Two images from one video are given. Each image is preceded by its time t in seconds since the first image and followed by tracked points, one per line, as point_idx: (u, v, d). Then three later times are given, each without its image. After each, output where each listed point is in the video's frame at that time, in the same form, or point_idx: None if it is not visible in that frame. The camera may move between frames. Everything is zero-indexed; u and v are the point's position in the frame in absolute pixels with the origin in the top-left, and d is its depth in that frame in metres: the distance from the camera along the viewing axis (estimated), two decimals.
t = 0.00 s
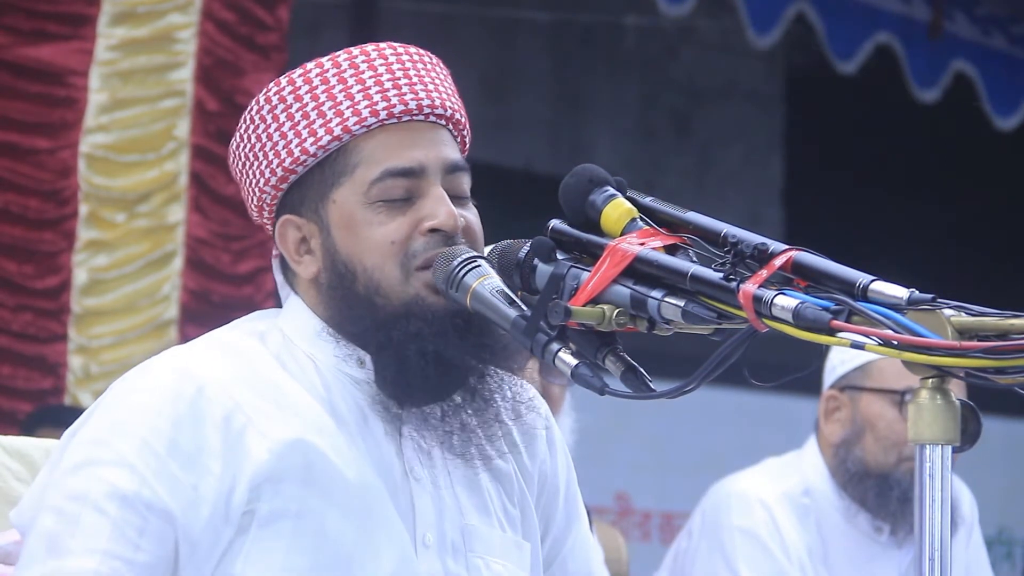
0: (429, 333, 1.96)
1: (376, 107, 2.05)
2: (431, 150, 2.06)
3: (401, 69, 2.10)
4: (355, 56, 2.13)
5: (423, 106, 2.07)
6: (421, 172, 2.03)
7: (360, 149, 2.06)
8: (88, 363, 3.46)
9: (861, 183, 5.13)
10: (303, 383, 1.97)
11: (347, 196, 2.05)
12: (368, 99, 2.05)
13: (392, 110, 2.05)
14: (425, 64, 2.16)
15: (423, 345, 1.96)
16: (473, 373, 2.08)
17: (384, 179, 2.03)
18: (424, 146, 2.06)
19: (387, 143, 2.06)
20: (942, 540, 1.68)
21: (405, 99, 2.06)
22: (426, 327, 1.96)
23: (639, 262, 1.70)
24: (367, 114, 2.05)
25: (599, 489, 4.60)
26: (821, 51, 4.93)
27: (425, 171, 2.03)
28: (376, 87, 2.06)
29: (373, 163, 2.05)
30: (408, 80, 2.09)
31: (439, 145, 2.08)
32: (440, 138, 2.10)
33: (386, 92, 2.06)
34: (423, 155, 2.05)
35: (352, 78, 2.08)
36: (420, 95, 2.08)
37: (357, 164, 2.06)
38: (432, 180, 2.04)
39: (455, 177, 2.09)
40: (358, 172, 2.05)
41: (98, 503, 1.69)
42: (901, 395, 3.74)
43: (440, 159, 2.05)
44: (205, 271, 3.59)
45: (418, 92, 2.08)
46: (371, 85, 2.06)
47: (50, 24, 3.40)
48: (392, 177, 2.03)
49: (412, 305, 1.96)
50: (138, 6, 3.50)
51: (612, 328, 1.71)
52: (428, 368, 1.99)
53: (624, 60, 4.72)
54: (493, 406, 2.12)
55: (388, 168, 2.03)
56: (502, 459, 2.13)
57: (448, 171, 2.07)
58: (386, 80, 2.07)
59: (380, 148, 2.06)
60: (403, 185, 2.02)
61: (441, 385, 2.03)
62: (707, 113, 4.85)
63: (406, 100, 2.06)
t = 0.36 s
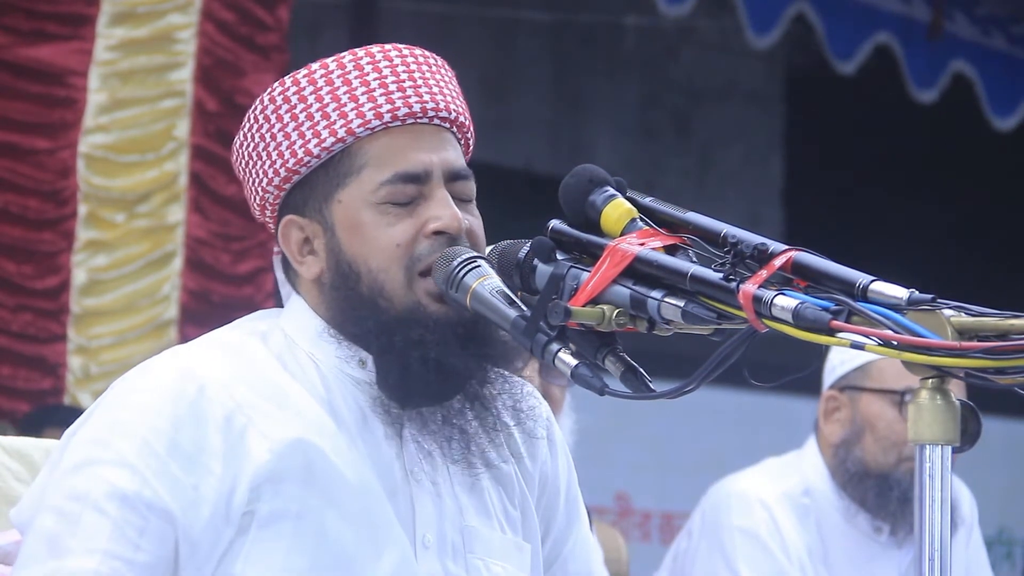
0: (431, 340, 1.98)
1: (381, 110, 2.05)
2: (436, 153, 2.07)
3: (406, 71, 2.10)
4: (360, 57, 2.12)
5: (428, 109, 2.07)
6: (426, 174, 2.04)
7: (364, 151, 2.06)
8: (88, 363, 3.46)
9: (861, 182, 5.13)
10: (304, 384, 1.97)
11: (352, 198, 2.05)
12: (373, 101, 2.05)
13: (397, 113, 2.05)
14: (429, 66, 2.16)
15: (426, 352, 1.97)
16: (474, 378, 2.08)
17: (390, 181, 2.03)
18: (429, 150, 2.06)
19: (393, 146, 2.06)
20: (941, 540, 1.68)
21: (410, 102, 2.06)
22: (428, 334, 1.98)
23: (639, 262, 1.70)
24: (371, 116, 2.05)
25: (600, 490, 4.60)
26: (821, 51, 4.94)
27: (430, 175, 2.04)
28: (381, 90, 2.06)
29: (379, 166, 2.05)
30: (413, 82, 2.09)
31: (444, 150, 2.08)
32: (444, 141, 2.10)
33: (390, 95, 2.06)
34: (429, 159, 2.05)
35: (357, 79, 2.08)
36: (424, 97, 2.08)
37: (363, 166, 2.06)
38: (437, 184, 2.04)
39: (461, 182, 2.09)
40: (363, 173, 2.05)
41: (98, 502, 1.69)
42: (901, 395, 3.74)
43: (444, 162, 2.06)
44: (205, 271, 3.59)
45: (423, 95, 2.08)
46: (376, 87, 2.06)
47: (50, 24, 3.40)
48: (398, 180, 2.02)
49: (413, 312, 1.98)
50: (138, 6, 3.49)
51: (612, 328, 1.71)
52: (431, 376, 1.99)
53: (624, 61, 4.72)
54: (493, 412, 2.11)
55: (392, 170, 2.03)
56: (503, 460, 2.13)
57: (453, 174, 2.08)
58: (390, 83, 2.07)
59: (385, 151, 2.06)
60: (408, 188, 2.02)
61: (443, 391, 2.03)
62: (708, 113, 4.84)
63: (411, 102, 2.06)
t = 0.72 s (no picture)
0: (429, 338, 1.98)
1: (401, 103, 2.06)
2: (451, 151, 2.08)
3: (428, 71, 2.12)
4: (384, 53, 2.13)
5: (447, 109, 2.09)
6: (441, 170, 2.05)
7: (380, 143, 2.07)
8: (88, 363, 3.46)
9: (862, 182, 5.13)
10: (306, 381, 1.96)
11: (364, 187, 2.05)
12: (394, 95, 2.06)
13: (417, 109, 2.06)
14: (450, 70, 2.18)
15: (422, 352, 1.99)
16: (470, 381, 2.06)
17: (405, 171, 2.04)
18: (443, 144, 2.08)
19: (409, 141, 2.07)
20: (942, 540, 1.68)
21: (431, 99, 2.07)
22: (428, 332, 1.98)
23: (639, 262, 1.70)
24: (392, 108, 2.05)
25: (599, 490, 4.60)
26: (821, 51, 4.95)
27: (444, 168, 2.05)
28: (403, 85, 2.07)
29: (394, 156, 2.05)
30: (434, 82, 2.10)
31: (457, 147, 2.10)
32: (460, 143, 2.11)
33: (413, 91, 2.07)
34: (443, 152, 2.07)
35: (379, 73, 2.09)
36: (445, 98, 2.09)
37: (378, 156, 2.06)
38: (448, 178, 2.06)
39: (470, 181, 2.11)
40: (379, 164, 2.05)
41: (102, 496, 1.69)
42: (901, 396, 3.74)
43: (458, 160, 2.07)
44: (205, 271, 3.58)
45: (444, 95, 2.09)
46: (399, 83, 2.07)
47: (50, 24, 3.40)
48: (413, 170, 2.03)
49: (414, 309, 1.98)
50: (138, 6, 3.50)
51: (611, 328, 1.71)
52: (424, 373, 2.01)
53: (624, 61, 4.72)
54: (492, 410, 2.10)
55: (409, 164, 2.04)
56: (504, 458, 2.13)
57: (465, 175, 2.10)
58: (413, 79, 2.08)
59: (400, 143, 2.07)
60: (422, 179, 2.04)
61: (437, 391, 2.04)
62: (708, 113, 4.84)
63: (432, 100, 2.07)
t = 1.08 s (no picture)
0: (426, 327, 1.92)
1: (381, 98, 2.11)
2: (434, 141, 2.12)
3: (407, 66, 2.18)
4: (363, 52, 2.20)
5: (429, 101, 2.13)
6: (424, 162, 2.09)
7: (363, 139, 2.12)
8: (88, 364, 3.45)
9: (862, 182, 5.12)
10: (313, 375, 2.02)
11: (351, 184, 2.09)
12: (373, 91, 2.12)
13: (397, 102, 2.11)
14: (431, 64, 2.23)
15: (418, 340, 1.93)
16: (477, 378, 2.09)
17: (389, 164, 2.08)
18: (426, 136, 2.12)
19: (390, 134, 2.12)
20: (942, 541, 1.68)
21: (411, 92, 2.12)
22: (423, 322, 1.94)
23: (639, 262, 1.71)
24: (372, 104, 2.11)
25: (599, 490, 4.60)
26: (821, 51, 4.96)
27: (428, 159, 2.09)
28: (382, 81, 2.13)
29: (377, 151, 2.10)
30: (413, 75, 2.15)
31: (441, 138, 2.14)
32: (443, 133, 2.16)
33: (391, 85, 2.12)
34: (427, 144, 2.11)
35: (359, 71, 2.15)
36: (425, 90, 2.14)
37: (361, 152, 2.11)
38: (435, 169, 2.09)
39: (458, 171, 2.15)
40: (361, 160, 2.10)
41: (146, 483, 1.72)
42: (902, 396, 3.74)
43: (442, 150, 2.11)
44: (205, 271, 3.58)
45: (424, 88, 2.14)
46: (378, 79, 2.13)
47: (50, 24, 3.40)
48: (397, 163, 2.07)
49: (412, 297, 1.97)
50: (138, 6, 3.50)
51: (612, 328, 1.71)
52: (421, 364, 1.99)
53: (624, 61, 4.72)
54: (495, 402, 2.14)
55: (392, 156, 2.08)
56: (505, 455, 2.15)
57: (453, 166, 2.14)
58: (392, 75, 2.14)
59: (382, 138, 2.11)
60: (406, 172, 2.07)
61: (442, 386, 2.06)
62: (708, 113, 4.84)
63: (411, 93, 2.12)
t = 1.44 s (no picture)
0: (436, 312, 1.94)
1: (377, 98, 2.12)
2: (432, 139, 2.13)
3: (400, 64, 2.19)
4: (356, 53, 2.22)
5: (423, 99, 2.14)
6: (422, 161, 2.09)
7: (361, 140, 2.13)
8: (88, 364, 3.45)
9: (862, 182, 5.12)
10: (316, 375, 2.03)
11: (351, 186, 2.10)
12: (368, 91, 2.13)
13: (392, 102, 2.12)
14: (423, 62, 2.25)
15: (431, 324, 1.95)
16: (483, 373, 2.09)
17: (387, 164, 2.09)
18: (424, 134, 2.13)
19: (387, 134, 2.13)
20: (941, 540, 1.68)
21: (406, 91, 2.13)
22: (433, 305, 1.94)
23: (639, 262, 1.71)
24: (368, 105, 2.12)
25: (600, 489, 4.61)
26: (821, 51, 4.95)
27: (426, 158, 2.09)
28: (377, 80, 2.14)
29: (375, 152, 2.11)
30: (407, 74, 2.17)
31: (439, 136, 2.15)
32: (439, 130, 2.17)
33: (386, 85, 2.13)
34: (425, 143, 2.12)
35: (353, 72, 2.16)
36: (420, 88, 2.15)
37: (360, 153, 2.12)
38: (433, 168, 2.10)
39: (457, 168, 2.16)
40: (360, 162, 2.11)
41: (163, 485, 1.74)
42: (901, 396, 3.74)
43: (440, 149, 2.12)
44: (205, 271, 3.58)
45: (419, 86, 2.15)
46: (372, 79, 2.14)
47: (50, 24, 3.40)
48: (395, 163, 2.08)
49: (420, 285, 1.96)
50: (138, 6, 3.50)
51: (612, 328, 1.71)
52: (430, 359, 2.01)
53: (624, 61, 4.72)
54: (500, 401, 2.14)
55: (390, 157, 2.09)
56: (507, 455, 2.16)
57: (451, 163, 2.15)
58: (386, 74, 2.15)
59: (380, 138, 2.12)
60: (405, 171, 2.08)
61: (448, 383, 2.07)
62: (708, 113, 4.84)
63: (407, 92, 2.13)
